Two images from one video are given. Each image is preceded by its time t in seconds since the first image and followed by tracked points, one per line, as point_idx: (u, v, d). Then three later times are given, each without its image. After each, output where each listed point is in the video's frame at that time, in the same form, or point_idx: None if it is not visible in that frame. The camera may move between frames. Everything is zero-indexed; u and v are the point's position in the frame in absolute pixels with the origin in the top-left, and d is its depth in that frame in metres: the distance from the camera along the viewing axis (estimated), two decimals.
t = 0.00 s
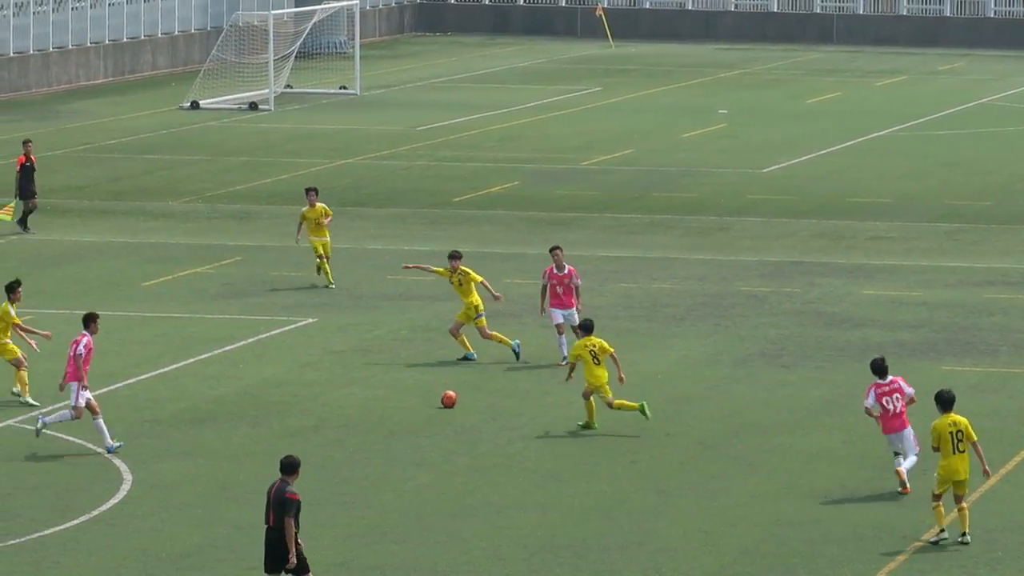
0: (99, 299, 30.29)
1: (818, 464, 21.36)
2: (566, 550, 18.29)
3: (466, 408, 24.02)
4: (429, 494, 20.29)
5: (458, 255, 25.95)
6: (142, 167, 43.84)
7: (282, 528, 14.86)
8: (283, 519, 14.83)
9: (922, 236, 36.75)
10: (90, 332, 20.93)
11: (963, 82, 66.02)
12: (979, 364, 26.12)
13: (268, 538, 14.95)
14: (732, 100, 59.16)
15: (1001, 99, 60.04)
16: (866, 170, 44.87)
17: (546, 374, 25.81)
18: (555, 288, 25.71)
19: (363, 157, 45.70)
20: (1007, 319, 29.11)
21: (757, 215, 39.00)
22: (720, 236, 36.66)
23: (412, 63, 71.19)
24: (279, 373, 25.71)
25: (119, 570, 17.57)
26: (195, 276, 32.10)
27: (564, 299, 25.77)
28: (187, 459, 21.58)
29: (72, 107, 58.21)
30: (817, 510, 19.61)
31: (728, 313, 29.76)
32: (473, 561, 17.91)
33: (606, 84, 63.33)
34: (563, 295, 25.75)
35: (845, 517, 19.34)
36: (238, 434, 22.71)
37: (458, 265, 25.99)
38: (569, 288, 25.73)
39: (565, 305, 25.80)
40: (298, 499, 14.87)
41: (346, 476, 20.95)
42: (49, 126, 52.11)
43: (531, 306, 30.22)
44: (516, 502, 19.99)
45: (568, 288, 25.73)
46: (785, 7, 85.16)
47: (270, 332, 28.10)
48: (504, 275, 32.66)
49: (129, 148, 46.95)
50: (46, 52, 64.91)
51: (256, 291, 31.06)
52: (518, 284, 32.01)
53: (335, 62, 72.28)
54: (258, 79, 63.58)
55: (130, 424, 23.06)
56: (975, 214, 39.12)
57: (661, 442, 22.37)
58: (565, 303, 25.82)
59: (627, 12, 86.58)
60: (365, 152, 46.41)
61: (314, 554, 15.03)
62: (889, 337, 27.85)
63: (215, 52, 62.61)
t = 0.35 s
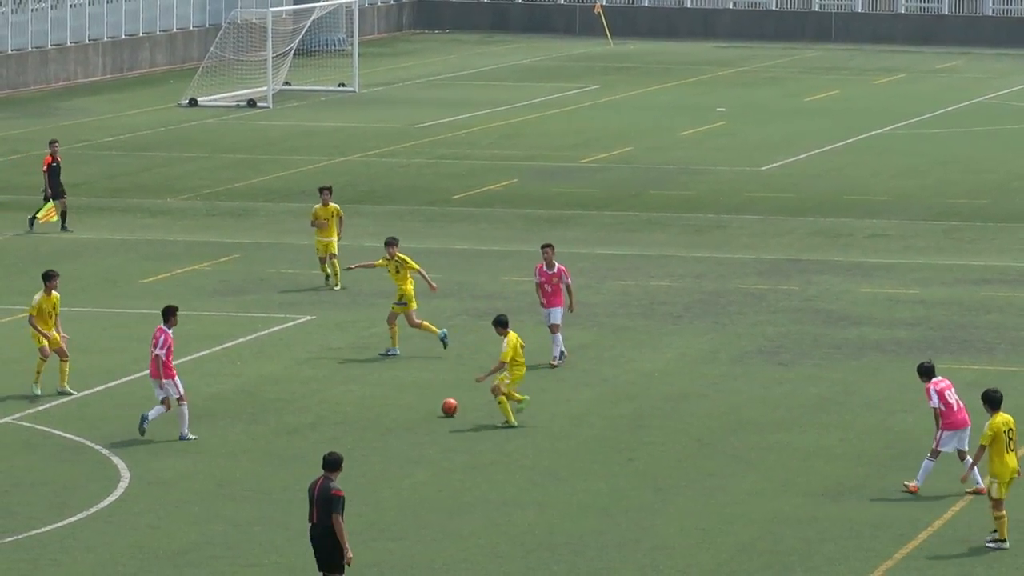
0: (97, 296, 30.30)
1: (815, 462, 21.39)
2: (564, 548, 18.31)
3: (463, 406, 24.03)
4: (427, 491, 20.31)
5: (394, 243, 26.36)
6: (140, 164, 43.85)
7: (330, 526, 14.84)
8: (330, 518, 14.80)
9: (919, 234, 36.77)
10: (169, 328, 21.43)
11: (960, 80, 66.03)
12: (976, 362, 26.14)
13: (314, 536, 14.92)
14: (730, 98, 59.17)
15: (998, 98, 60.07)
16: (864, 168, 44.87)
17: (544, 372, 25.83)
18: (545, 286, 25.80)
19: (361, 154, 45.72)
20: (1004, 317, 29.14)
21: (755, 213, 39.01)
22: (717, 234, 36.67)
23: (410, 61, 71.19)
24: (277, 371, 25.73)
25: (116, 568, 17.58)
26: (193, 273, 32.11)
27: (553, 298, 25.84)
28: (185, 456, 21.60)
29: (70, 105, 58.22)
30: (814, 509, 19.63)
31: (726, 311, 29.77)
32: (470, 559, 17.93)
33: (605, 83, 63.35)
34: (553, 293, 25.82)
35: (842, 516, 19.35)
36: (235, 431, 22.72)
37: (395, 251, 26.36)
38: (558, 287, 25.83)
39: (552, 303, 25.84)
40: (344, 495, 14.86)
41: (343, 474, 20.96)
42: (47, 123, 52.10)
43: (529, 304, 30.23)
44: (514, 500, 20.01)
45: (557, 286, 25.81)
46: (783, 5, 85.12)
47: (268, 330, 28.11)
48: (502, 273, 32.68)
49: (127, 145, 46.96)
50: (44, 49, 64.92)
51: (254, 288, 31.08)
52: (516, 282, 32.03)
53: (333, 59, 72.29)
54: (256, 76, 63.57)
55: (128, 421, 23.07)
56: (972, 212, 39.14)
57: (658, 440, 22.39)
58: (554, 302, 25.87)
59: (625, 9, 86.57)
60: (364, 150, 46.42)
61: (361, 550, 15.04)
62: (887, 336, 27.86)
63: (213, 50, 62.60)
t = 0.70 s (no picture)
0: (101, 293, 30.29)
1: (818, 460, 21.38)
2: (568, 545, 18.31)
3: (467, 403, 24.03)
4: (431, 488, 20.31)
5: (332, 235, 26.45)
6: (144, 161, 43.85)
7: (372, 521, 14.90)
8: (372, 513, 14.86)
9: (922, 232, 36.76)
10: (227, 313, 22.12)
11: (963, 79, 66.01)
12: (979, 360, 26.13)
13: (353, 532, 14.95)
14: (734, 97, 59.16)
15: (1001, 96, 60.02)
16: (867, 166, 44.85)
17: (547, 369, 25.83)
18: (531, 284, 25.70)
19: (365, 151, 45.70)
20: (1007, 315, 29.12)
21: (758, 211, 39.00)
22: (720, 232, 36.66)
23: (414, 58, 71.23)
24: (281, 368, 25.73)
25: (120, 565, 17.57)
26: (197, 271, 32.11)
27: (540, 296, 25.69)
28: (189, 453, 21.60)
29: (73, 101, 58.23)
30: (818, 507, 19.63)
31: (729, 309, 29.77)
32: (473, 557, 17.91)
33: (609, 80, 63.36)
34: (539, 292, 25.68)
35: (846, 514, 19.35)
36: (238, 428, 22.72)
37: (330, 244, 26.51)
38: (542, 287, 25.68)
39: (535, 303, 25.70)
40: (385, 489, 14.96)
41: (347, 471, 20.96)
42: (52, 119, 52.12)
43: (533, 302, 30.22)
44: (517, 497, 20.00)
45: (543, 286, 25.67)
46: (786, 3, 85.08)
47: (271, 327, 28.11)
48: (506, 271, 32.68)
49: (131, 142, 46.96)
50: (48, 45, 65.02)
51: (257, 285, 31.07)
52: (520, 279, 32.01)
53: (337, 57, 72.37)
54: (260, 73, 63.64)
55: (132, 418, 23.06)
56: (974, 210, 39.13)
57: (662, 438, 22.38)
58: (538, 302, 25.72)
59: (629, 6, 86.55)
60: (368, 147, 46.42)
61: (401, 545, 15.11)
62: (890, 334, 27.86)
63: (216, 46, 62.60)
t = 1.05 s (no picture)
0: (218, 289, 30.47)
1: (937, 459, 21.09)
2: (682, 542, 18.16)
3: (581, 400, 23.91)
4: (545, 485, 20.22)
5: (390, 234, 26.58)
6: (259, 157, 44.11)
7: (522, 512, 14.86)
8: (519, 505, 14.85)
9: None
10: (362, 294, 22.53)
11: None
12: None
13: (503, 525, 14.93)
14: (848, 94, 58.65)
15: None
16: (983, 164, 44.28)
17: (662, 366, 25.66)
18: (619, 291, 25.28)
19: (478, 148, 45.72)
20: None
21: (873, 209, 38.60)
22: (834, 230, 36.32)
23: (525, 55, 71.27)
24: (396, 364, 25.74)
25: (237, 559, 17.61)
26: (312, 266, 32.23)
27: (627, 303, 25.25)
28: (305, 449, 21.63)
29: (188, 97, 58.75)
30: (937, 505, 19.35)
31: (845, 307, 29.46)
32: (588, 554, 17.78)
33: (721, 78, 63.06)
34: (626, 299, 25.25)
35: (965, 512, 19.06)
36: (352, 424, 22.73)
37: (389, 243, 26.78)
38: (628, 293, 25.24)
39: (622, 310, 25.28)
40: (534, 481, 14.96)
41: (461, 467, 20.92)
42: (168, 116, 52.56)
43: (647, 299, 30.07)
44: (632, 494, 19.87)
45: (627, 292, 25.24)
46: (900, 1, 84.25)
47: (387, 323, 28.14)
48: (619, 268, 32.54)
49: (246, 138, 47.27)
50: (162, 42, 65.83)
51: (372, 281, 31.13)
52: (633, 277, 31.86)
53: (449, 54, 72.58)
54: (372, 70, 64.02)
55: (249, 414, 23.14)
56: None
57: (778, 436, 22.16)
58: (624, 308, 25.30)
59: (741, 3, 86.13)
60: (481, 144, 46.39)
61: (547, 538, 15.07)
62: (1008, 333, 27.45)
63: (329, 43, 62.94)
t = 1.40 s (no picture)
0: (378, 285, 30.60)
1: None
2: (842, 542, 17.92)
3: (740, 399, 23.71)
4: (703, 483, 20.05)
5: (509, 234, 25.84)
6: (418, 154, 44.30)
7: (706, 507, 15.06)
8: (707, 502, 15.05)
9: None
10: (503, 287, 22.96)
11: None
12: None
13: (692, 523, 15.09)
14: (1014, 94, 57.73)
15: None
16: None
17: (822, 366, 25.38)
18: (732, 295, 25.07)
19: (637, 146, 45.59)
20: None
21: None
22: (997, 230, 35.74)
23: (686, 54, 71.00)
24: (555, 362, 25.69)
25: (396, 555, 17.63)
26: (471, 264, 32.28)
27: (740, 304, 24.99)
28: (464, 446, 21.63)
29: (351, 94, 59.20)
30: None
31: (1009, 308, 28.96)
32: (747, 552, 17.60)
33: (884, 77, 62.38)
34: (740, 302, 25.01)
35: None
36: (510, 422, 22.70)
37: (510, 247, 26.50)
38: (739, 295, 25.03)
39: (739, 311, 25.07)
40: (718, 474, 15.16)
41: (620, 465, 20.81)
42: (330, 112, 52.96)
43: (808, 299, 29.78)
44: (791, 493, 19.65)
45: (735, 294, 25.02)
46: None
47: (546, 322, 28.11)
48: (778, 267, 32.26)
49: (406, 135, 47.50)
50: (324, 39, 66.53)
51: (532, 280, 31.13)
52: (793, 276, 31.56)
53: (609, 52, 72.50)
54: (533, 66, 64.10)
55: (409, 411, 23.19)
56: None
57: (940, 436, 21.81)
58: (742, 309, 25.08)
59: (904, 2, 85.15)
60: (641, 142, 46.24)
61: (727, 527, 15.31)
62: None
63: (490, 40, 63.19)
